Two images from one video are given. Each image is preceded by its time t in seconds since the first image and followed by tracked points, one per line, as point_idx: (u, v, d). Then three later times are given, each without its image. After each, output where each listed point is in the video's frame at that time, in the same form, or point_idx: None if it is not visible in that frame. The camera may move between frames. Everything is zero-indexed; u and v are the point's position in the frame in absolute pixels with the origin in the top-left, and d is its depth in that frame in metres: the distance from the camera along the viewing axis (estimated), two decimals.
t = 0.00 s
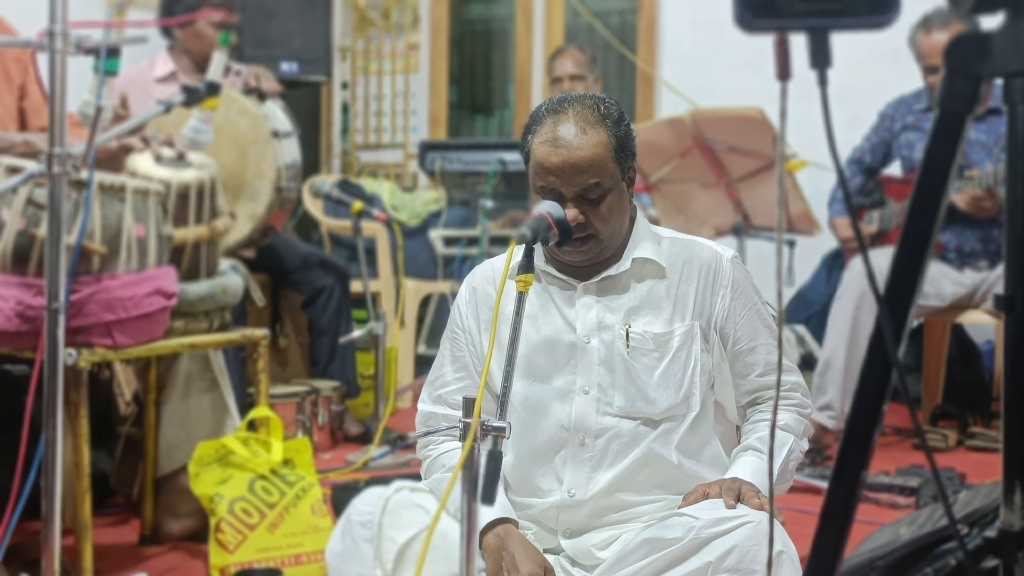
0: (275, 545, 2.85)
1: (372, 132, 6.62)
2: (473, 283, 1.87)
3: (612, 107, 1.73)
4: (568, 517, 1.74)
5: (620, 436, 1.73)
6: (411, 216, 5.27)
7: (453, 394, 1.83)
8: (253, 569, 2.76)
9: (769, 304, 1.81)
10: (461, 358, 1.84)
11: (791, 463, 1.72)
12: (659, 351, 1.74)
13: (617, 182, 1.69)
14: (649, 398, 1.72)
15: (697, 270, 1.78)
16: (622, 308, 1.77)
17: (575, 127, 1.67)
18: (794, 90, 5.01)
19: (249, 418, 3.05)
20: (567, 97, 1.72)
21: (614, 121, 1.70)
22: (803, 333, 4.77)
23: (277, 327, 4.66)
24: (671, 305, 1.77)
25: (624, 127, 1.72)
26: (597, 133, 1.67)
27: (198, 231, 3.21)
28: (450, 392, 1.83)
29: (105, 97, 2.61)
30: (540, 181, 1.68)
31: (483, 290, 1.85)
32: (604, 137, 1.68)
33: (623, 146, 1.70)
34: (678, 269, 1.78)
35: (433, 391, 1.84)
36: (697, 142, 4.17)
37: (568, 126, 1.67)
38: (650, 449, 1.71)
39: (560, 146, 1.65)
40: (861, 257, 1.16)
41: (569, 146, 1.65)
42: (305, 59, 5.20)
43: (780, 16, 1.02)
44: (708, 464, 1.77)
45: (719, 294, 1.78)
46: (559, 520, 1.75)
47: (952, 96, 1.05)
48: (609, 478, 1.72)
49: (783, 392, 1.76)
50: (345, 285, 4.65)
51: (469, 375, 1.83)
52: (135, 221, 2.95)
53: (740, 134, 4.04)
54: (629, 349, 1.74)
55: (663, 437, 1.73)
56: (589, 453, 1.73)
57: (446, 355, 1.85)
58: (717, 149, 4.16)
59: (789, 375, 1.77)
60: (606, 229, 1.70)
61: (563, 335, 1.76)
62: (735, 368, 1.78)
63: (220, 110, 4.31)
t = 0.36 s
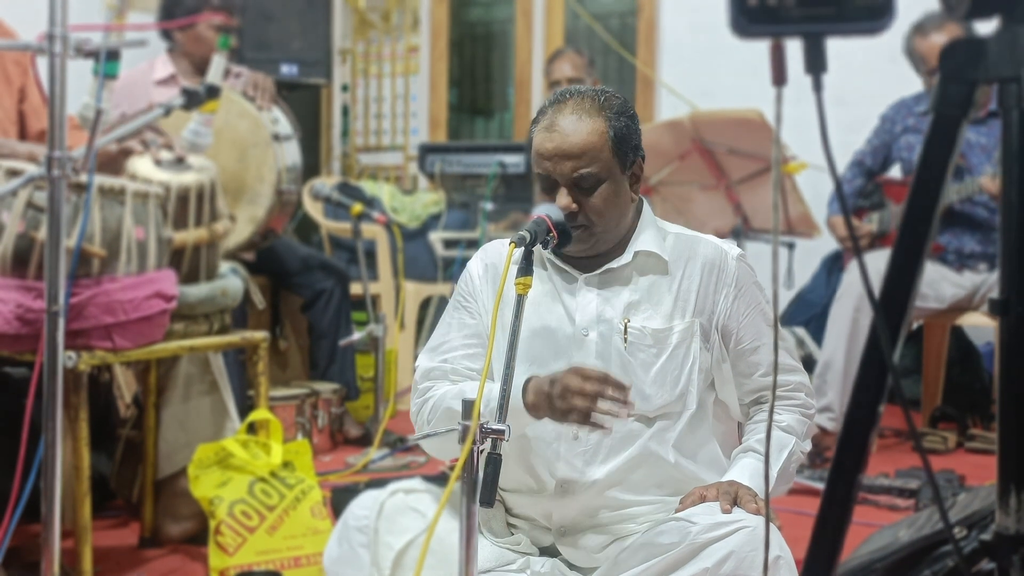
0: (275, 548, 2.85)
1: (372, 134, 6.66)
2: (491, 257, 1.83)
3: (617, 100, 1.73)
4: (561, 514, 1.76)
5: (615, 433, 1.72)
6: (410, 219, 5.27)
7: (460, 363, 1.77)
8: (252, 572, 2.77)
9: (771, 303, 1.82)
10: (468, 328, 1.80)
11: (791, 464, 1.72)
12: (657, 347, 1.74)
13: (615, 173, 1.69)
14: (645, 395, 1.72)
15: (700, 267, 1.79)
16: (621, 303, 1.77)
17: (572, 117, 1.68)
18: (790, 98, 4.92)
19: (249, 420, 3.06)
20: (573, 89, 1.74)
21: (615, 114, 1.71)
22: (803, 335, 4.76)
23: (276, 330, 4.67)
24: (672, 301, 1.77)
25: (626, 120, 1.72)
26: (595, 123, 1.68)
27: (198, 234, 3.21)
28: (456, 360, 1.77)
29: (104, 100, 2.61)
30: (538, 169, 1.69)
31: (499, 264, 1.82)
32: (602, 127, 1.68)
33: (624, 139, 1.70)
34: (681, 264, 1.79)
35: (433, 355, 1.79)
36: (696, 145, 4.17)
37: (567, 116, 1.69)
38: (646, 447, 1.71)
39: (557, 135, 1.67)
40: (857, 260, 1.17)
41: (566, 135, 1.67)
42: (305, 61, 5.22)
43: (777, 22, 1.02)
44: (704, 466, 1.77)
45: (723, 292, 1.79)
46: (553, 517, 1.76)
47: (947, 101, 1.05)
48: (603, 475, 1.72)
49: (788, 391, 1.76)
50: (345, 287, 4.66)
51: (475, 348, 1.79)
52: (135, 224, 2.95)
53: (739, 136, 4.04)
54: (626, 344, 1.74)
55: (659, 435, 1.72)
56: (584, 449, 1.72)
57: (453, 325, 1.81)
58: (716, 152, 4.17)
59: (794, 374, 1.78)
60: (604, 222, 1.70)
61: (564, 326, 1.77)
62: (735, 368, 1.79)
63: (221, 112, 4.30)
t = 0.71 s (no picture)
0: (275, 545, 2.85)
1: (372, 132, 6.62)
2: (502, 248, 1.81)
3: (621, 99, 1.73)
4: (567, 512, 1.74)
5: (622, 436, 1.72)
6: (411, 215, 5.30)
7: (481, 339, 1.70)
8: (253, 569, 2.77)
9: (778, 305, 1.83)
10: (485, 314, 1.74)
11: (797, 464, 1.72)
12: (664, 351, 1.73)
13: (618, 172, 1.68)
14: (652, 399, 1.72)
15: (707, 272, 1.78)
16: (627, 306, 1.76)
17: (575, 115, 1.68)
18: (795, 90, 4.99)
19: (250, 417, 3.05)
20: (578, 87, 1.74)
21: (618, 113, 1.71)
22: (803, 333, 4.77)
23: (278, 327, 4.68)
24: (679, 305, 1.76)
25: (630, 119, 1.72)
26: (597, 122, 1.68)
27: (198, 231, 3.22)
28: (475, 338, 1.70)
29: (105, 97, 2.61)
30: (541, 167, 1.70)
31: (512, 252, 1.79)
32: (604, 126, 1.68)
33: (626, 137, 1.70)
34: (689, 268, 1.78)
35: (450, 341, 1.73)
36: (697, 142, 4.17)
37: (570, 114, 1.68)
38: (654, 448, 1.72)
39: (559, 133, 1.67)
40: (860, 257, 1.17)
41: (567, 133, 1.67)
42: (306, 59, 5.21)
43: (780, 17, 1.02)
44: (710, 466, 1.78)
45: (730, 297, 1.79)
46: (558, 514, 1.75)
47: (949, 97, 1.05)
48: (612, 477, 1.73)
49: (795, 391, 1.77)
50: (346, 285, 4.65)
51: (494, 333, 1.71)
52: (136, 221, 2.95)
53: (740, 134, 4.04)
54: (633, 347, 1.73)
55: (665, 437, 1.73)
56: (590, 449, 1.73)
57: (470, 313, 1.75)
58: (717, 149, 4.17)
59: (801, 374, 1.78)
60: (606, 220, 1.69)
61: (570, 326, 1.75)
62: (742, 371, 1.80)
63: (224, 110, 4.33)
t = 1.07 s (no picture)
0: (275, 543, 2.85)
1: (372, 131, 6.61)
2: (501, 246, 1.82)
3: (624, 97, 1.73)
4: (566, 512, 1.74)
5: (620, 435, 1.72)
6: (411, 214, 5.30)
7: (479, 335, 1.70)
8: (253, 567, 2.77)
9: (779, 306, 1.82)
10: (485, 311, 1.74)
11: (797, 462, 1.72)
12: (663, 350, 1.73)
13: (617, 168, 1.68)
14: (650, 399, 1.72)
15: (705, 271, 1.78)
16: (625, 305, 1.76)
17: (577, 111, 1.68)
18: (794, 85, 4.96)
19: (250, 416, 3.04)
20: (581, 84, 1.74)
21: (619, 109, 1.71)
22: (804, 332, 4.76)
23: (277, 325, 4.66)
24: (678, 304, 1.76)
25: (633, 117, 1.72)
26: (598, 118, 1.68)
27: (198, 229, 3.21)
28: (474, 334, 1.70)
29: (104, 95, 2.60)
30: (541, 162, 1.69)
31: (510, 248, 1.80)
32: (605, 123, 1.68)
33: (628, 135, 1.70)
34: (687, 267, 1.78)
35: (449, 338, 1.73)
36: (697, 141, 4.17)
37: (572, 110, 1.68)
38: (652, 448, 1.71)
39: (560, 128, 1.67)
40: (860, 255, 1.17)
41: (569, 128, 1.67)
42: (306, 57, 5.21)
43: (780, 13, 1.02)
44: (709, 465, 1.78)
45: (728, 296, 1.79)
46: (557, 514, 1.75)
47: (950, 93, 1.05)
48: (612, 476, 1.73)
49: (795, 389, 1.76)
50: (345, 283, 4.65)
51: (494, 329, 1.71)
52: (135, 219, 2.95)
53: (741, 132, 4.04)
54: (631, 347, 1.73)
55: (664, 436, 1.73)
56: (589, 448, 1.73)
57: (470, 311, 1.75)
58: (717, 148, 4.17)
59: (801, 372, 1.78)
60: (604, 217, 1.69)
61: (568, 326, 1.75)
62: (742, 370, 1.80)
63: (224, 109, 4.32)
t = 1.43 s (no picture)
0: (276, 541, 2.85)
1: (373, 129, 6.59)
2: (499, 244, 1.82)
3: (630, 96, 1.73)
4: (567, 511, 1.74)
5: (619, 433, 1.72)
6: (413, 213, 5.30)
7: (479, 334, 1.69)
8: (254, 565, 2.77)
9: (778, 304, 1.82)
10: (485, 309, 1.74)
11: (797, 460, 1.72)
12: (662, 349, 1.73)
13: (623, 169, 1.68)
14: (649, 397, 1.72)
15: (703, 269, 1.78)
16: (625, 304, 1.76)
17: (584, 110, 1.68)
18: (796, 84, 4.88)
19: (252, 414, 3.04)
20: (587, 83, 1.73)
21: (626, 109, 1.70)
22: (806, 330, 4.76)
23: (280, 323, 4.65)
24: (676, 302, 1.76)
25: (639, 117, 1.72)
26: (605, 117, 1.68)
27: (200, 227, 3.21)
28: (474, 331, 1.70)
29: (105, 94, 2.60)
30: (546, 159, 1.69)
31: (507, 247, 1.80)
32: (612, 122, 1.68)
33: (635, 135, 1.70)
34: (686, 265, 1.77)
35: (449, 336, 1.72)
36: (699, 139, 4.16)
37: (578, 109, 1.68)
38: (652, 446, 1.71)
39: (567, 126, 1.67)
40: (864, 254, 1.17)
41: (576, 127, 1.66)
42: (308, 55, 5.18)
43: (783, 13, 1.02)
44: (710, 462, 1.78)
45: (727, 294, 1.78)
46: (558, 513, 1.75)
47: (953, 93, 1.05)
48: (612, 475, 1.73)
49: (794, 387, 1.76)
50: (347, 282, 4.65)
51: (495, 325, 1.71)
52: (138, 217, 2.95)
53: (745, 130, 4.03)
54: (630, 345, 1.73)
55: (663, 435, 1.73)
56: (589, 447, 1.73)
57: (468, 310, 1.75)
58: (720, 147, 4.16)
59: (801, 370, 1.78)
60: (607, 216, 1.69)
61: (568, 325, 1.75)
62: (741, 368, 1.79)
63: (226, 107, 4.32)
